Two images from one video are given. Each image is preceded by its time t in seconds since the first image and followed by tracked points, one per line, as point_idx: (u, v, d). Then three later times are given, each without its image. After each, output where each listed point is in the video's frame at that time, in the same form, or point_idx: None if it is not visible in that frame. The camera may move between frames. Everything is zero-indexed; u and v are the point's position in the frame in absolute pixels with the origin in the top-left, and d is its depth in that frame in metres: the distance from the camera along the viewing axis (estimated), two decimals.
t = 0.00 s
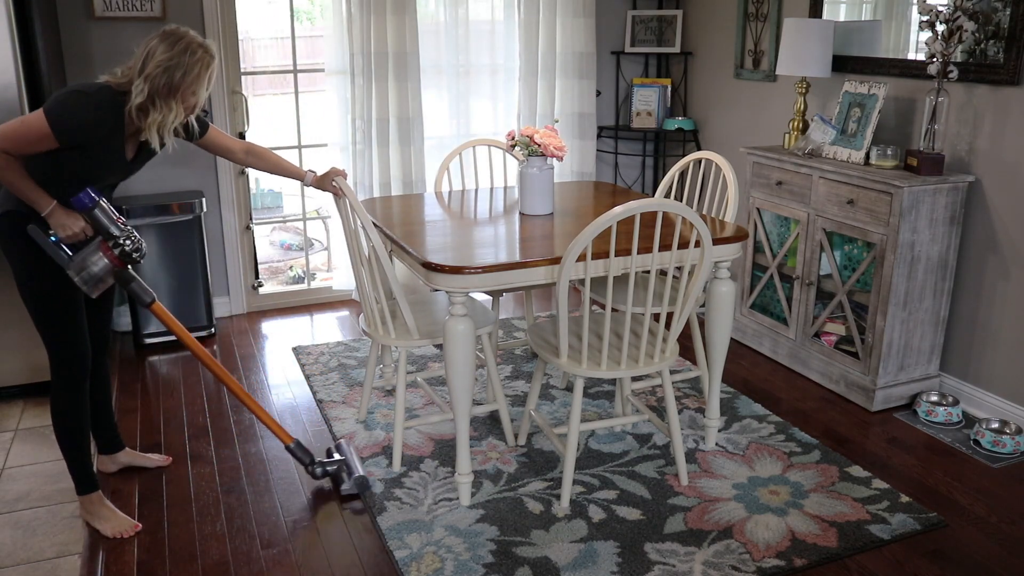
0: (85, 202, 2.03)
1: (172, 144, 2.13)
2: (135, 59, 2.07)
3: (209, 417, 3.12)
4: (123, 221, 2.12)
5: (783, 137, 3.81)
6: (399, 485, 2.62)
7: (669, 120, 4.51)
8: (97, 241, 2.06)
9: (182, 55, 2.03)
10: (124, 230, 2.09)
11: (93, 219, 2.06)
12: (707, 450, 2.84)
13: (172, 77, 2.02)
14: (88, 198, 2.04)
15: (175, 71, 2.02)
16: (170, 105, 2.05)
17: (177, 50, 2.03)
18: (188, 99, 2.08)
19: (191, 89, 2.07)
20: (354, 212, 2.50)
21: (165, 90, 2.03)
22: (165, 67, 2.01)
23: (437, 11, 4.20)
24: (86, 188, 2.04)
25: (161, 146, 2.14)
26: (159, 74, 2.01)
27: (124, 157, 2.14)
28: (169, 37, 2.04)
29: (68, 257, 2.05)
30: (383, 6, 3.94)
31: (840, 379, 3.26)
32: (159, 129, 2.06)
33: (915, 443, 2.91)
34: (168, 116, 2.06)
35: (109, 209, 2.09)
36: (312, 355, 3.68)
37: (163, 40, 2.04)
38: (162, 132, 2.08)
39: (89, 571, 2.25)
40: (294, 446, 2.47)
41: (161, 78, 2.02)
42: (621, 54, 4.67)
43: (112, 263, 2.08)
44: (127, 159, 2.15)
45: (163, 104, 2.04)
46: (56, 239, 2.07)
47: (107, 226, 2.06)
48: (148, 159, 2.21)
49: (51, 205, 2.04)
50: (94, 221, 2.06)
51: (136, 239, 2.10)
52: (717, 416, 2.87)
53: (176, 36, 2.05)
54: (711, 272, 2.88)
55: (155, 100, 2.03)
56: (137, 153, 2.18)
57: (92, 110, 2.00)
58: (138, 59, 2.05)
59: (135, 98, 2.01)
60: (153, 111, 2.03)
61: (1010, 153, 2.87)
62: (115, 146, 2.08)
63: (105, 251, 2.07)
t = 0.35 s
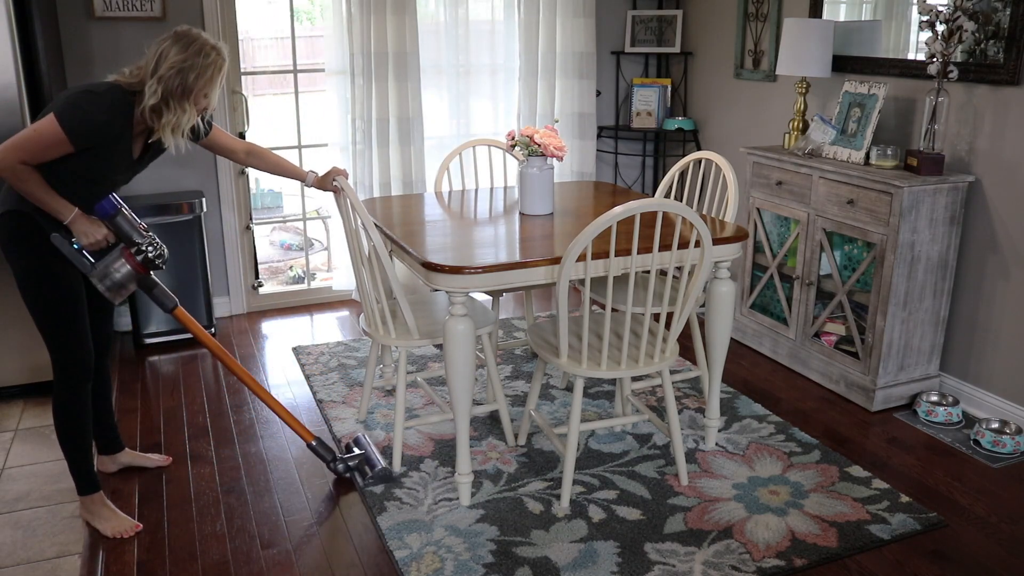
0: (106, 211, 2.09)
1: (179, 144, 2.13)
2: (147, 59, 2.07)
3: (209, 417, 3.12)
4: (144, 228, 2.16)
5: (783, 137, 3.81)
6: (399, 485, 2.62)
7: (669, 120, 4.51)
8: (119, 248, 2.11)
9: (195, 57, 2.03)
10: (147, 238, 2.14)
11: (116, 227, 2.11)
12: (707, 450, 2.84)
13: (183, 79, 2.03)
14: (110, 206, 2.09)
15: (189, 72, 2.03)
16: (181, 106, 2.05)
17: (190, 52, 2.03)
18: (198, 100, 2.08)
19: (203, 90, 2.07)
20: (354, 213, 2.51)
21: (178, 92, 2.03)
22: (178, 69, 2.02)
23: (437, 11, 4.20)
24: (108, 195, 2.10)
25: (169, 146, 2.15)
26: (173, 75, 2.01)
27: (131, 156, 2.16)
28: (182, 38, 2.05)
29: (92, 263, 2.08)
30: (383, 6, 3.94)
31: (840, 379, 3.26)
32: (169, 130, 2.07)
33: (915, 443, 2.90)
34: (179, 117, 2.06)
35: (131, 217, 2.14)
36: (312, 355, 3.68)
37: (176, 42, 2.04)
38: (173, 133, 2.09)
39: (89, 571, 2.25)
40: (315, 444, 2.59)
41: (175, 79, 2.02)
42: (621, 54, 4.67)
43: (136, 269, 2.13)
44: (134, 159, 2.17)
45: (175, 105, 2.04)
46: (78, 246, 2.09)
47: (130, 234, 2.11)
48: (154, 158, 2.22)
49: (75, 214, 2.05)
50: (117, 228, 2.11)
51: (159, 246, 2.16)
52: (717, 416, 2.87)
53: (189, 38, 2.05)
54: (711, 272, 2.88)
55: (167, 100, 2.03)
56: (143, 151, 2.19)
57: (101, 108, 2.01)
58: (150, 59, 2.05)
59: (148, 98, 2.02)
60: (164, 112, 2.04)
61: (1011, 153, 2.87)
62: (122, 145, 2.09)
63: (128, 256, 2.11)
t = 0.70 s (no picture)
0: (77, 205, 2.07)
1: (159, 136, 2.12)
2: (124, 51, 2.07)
3: (209, 417, 3.12)
4: (115, 223, 2.15)
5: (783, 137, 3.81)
6: (399, 485, 2.62)
7: (669, 120, 4.51)
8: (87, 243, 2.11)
9: (172, 43, 2.04)
10: (117, 235, 2.13)
11: (84, 221, 2.08)
12: (707, 450, 2.84)
13: (161, 66, 2.03)
14: (83, 199, 2.07)
15: (165, 59, 2.03)
16: (159, 94, 2.05)
17: (167, 39, 2.04)
18: (177, 89, 2.08)
19: (181, 78, 2.07)
20: (354, 212, 2.51)
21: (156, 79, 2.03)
22: (155, 56, 2.02)
23: (437, 11, 4.20)
24: (78, 188, 2.07)
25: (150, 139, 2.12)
26: (150, 63, 2.01)
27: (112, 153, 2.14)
28: (159, 26, 2.05)
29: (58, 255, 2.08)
30: (383, 6, 3.94)
31: (840, 380, 3.26)
32: (148, 120, 2.06)
33: (914, 443, 2.91)
34: (158, 106, 2.05)
35: (101, 211, 2.12)
36: (312, 355, 3.68)
37: (153, 31, 2.04)
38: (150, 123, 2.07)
39: (89, 571, 2.25)
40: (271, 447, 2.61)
41: (152, 67, 2.02)
42: (621, 54, 4.67)
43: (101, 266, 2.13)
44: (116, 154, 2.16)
45: (153, 94, 2.04)
46: (44, 238, 2.07)
47: (99, 229, 2.10)
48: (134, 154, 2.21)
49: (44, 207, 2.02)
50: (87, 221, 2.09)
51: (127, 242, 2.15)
52: (717, 416, 2.87)
53: (164, 26, 2.05)
54: (711, 272, 2.88)
55: (146, 88, 2.03)
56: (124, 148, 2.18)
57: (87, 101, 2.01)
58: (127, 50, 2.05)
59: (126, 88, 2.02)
60: (142, 100, 2.03)
61: (1011, 153, 2.87)
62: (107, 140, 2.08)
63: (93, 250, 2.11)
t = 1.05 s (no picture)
0: (143, 224, 2.36)
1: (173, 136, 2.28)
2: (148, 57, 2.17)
3: (208, 417, 3.12)
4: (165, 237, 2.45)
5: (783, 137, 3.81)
6: (399, 485, 2.62)
7: (669, 120, 4.51)
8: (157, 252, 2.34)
9: (205, 57, 2.17)
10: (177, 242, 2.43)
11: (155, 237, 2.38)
12: (707, 450, 2.84)
13: (194, 79, 2.17)
14: (146, 220, 2.37)
15: (198, 72, 2.16)
16: (195, 106, 2.22)
17: (197, 52, 2.16)
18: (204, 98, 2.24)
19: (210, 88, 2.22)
20: (354, 212, 2.51)
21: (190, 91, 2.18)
22: (193, 72, 2.15)
23: (437, 11, 4.20)
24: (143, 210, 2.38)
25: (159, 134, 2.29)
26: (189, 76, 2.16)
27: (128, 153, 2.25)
28: (183, 38, 2.15)
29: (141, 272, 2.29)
30: (383, 6, 3.94)
31: (840, 380, 3.26)
32: (177, 126, 2.23)
33: (915, 443, 2.91)
34: (191, 116, 2.23)
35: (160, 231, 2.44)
36: (312, 355, 3.68)
37: (178, 43, 2.15)
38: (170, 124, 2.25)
39: (89, 571, 2.25)
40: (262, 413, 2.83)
41: (188, 81, 2.16)
42: (621, 54, 4.67)
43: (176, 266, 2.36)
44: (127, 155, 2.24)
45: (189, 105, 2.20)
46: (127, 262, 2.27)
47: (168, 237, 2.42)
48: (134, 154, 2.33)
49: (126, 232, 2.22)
50: (156, 238, 2.39)
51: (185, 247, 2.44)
52: (717, 416, 2.87)
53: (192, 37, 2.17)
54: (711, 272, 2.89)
55: (186, 100, 2.19)
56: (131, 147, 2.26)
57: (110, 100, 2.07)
58: (154, 58, 2.16)
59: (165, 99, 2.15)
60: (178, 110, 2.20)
61: (1011, 153, 2.87)
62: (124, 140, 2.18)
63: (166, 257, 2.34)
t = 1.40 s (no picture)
0: (165, 194, 2.48)
1: (200, 129, 2.61)
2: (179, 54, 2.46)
3: (208, 417, 3.12)
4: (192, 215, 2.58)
5: (782, 137, 3.81)
6: (399, 485, 2.62)
7: (669, 120, 4.51)
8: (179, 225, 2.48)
9: (229, 54, 2.46)
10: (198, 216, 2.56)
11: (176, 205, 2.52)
12: (707, 450, 2.84)
13: (222, 74, 2.46)
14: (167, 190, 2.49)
15: (225, 69, 2.46)
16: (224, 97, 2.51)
17: (223, 51, 2.45)
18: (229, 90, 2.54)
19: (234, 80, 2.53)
20: (354, 212, 2.51)
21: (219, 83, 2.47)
22: (222, 69, 2.45)
23: (437, 11, 4.20)
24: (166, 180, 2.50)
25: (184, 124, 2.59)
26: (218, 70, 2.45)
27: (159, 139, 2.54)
28: (209, 39, 2.44)
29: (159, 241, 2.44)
30: (383, 6, 3.94)
31: (840, 380, 3.26)
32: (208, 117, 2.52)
33: (914, 443, 2.91)
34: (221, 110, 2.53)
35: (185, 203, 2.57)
36: (312, 355, 3.68)
37: (206, 44, 2.43)
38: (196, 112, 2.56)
39: (89, 571, 2.25)
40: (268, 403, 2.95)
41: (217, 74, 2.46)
42: (621, 54, 4.67)
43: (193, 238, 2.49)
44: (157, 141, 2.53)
45: (220, 97, 2.50)
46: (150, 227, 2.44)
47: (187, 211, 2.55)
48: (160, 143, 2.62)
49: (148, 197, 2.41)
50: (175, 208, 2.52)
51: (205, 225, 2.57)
52: (717, 416, 2.87)
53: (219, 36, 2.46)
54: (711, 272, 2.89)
55: (217, 94, 2.48)
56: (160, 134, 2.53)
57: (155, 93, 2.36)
58: (185, 58, 2.45)
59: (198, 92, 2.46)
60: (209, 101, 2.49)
61: (1011, 153, 2.87)
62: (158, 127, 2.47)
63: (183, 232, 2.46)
